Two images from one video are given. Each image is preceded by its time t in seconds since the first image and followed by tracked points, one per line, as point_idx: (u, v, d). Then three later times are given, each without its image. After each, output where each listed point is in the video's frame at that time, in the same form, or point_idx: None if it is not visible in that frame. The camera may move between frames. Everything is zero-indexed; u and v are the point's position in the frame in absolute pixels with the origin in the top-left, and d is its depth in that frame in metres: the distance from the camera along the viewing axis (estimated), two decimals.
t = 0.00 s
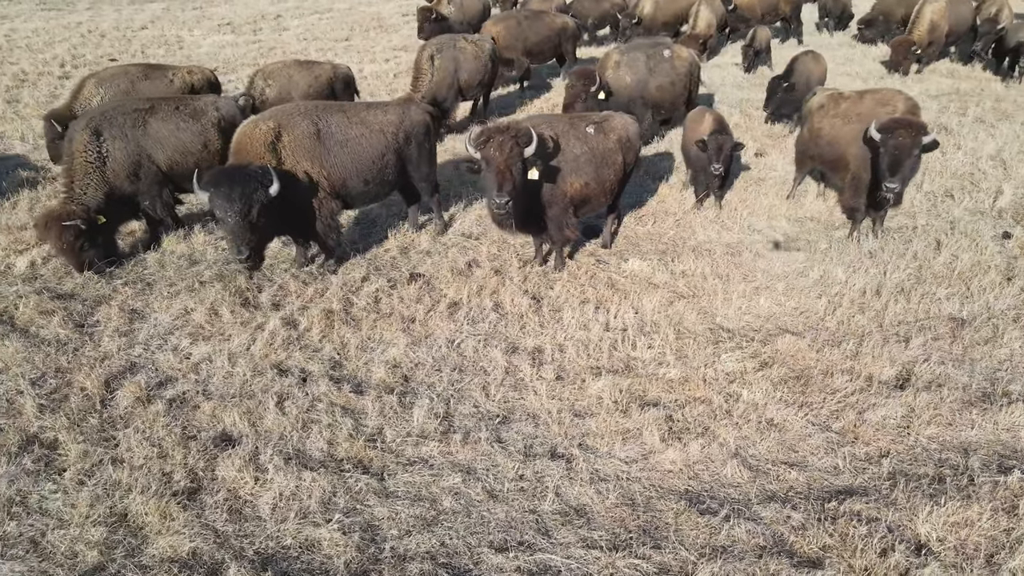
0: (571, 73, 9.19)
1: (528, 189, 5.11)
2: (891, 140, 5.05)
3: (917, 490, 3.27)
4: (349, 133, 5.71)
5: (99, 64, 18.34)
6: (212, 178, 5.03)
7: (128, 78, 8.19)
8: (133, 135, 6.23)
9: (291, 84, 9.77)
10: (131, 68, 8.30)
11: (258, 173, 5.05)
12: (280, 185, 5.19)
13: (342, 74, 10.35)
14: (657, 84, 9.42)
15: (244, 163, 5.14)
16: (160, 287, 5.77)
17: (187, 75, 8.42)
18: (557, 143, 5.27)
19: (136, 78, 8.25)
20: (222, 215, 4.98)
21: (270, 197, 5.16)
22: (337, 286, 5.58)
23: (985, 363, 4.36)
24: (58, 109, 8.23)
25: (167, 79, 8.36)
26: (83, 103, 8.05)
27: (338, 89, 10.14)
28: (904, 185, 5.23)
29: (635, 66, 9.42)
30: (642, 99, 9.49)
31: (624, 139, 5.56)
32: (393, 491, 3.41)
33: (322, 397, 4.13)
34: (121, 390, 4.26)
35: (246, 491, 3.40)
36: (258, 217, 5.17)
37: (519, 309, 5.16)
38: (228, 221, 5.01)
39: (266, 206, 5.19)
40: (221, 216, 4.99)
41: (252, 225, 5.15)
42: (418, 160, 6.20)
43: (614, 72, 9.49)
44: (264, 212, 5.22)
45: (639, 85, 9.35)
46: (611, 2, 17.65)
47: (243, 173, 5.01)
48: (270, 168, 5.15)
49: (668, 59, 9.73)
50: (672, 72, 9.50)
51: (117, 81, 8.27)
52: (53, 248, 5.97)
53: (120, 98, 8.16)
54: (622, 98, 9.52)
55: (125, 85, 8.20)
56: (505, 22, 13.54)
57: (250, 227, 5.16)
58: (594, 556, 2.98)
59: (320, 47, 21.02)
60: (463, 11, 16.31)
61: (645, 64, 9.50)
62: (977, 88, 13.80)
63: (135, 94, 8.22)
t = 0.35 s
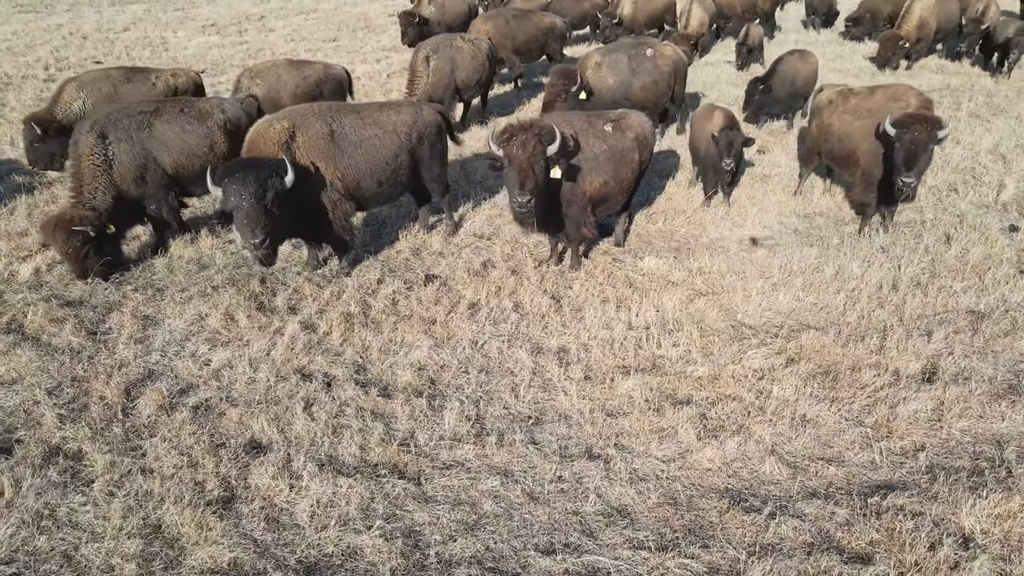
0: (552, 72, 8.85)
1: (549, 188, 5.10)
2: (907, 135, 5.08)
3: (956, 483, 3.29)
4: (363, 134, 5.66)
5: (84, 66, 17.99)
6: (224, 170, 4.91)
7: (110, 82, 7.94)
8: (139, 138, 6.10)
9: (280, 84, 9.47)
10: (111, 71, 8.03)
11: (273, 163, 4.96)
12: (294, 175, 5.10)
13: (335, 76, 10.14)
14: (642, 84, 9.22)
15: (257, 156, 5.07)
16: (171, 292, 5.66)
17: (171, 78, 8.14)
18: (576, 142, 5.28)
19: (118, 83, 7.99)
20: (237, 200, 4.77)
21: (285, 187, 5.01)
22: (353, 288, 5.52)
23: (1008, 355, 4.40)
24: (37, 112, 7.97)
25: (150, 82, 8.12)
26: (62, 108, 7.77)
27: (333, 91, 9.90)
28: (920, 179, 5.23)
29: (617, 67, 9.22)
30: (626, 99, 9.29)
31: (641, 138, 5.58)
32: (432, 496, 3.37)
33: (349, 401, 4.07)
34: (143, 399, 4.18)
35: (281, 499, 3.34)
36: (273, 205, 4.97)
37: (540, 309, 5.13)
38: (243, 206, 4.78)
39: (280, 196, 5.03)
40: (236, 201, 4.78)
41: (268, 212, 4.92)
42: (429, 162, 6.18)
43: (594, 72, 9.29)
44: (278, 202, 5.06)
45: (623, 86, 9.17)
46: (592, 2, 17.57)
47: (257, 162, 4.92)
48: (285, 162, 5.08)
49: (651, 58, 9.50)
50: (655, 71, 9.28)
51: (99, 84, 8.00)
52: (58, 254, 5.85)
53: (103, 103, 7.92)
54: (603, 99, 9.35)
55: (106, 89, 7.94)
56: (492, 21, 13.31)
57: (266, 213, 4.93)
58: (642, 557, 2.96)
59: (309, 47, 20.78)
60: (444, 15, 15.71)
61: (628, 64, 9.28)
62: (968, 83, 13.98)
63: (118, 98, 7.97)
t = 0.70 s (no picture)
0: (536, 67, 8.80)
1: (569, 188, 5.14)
2: (921, 130, 5.14)
3: (994, 474, 3.32)
4: (376, 135, 5.60)
5: (65, 69, 17.56)
6: (242, 169, 4.86)
7: (88, 85, 7.71)
8: (146, 143, 6.03)
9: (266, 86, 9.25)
10: (90, 76, 7.82)
11: (292, 161, 4.93)
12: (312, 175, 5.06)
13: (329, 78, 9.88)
14: (623, 85, 9.11)
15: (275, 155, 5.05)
16: (182, 298, 5.56)
17: (153, 82, 7.98)
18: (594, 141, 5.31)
19: (97, 86, 7.76)
20: (256, 198, 4.71)
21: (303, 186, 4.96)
22: (370, 291, 5.47)
23: None
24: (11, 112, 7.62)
25: (130, 88, 7.85)
26: (36, 111, 7.49)
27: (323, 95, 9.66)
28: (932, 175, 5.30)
29: (599, 67, 9.10)
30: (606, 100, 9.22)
31: (656, 138, 5.62)
32: (472, 500, 3.34)
33: (378, 406, 4.02)
34: (166, 408, 4.10)
35: (320, 507, 3.29)
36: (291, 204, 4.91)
37: (560, 309, 5.12)
38: (262, 204, 4.71)
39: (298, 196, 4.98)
40: (255, 200, 4.71)
41: (287, 211, 4.86)
42: (441, 163, 6.14)
43: (576, 70, 9.18)
44: (296, 202, 5.00)
45: (603, 88, 9.08)
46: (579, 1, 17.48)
47: (275, 161, 4.89)
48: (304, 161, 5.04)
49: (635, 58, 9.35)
50: (637, 74, 9.15)
51: (75, 87, 7.68)
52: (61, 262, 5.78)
53: (83, 108, 7.68)
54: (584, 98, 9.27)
55: (85, 93, 7.70)
56: (474, 20, 13.25)
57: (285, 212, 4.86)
58: (692, 557, 2.95)
59: (296, 48, 20.54)
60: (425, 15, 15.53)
61: (608, 65, 9.17)
62: (956, 79, 14.21)
63: (96, 102, 7.73)
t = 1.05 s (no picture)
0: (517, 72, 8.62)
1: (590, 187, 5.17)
2: (936, 125, 5.20)
3: None
4: (388, 135, 5.57)
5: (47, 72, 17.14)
6: (257, 171, 4.80)
7: (67, 90, 7.23)
8: (152, 146, 5.97)
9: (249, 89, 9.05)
10: (70, 80, 7.34)
11: (308, 162, 4.87)
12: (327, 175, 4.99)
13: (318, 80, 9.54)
14: (605, 87, 8.94)
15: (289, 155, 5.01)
16: (193, 303, 5.47)
17: (136, 84, 7.43)
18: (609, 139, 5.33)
19: (76, 91, 7.29)
20: (272, 201, 4.66)
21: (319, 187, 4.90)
22: (384, 292, 5.43)
23: None
24: None
25: (111, 91, 7.37)
26: (12, 117, 7.07)
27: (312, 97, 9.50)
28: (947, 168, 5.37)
29: (580, 68, 8.93)
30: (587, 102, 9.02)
31: (669, 136, 5.64)
32: (509, 503, 3.31)
33: (404, 409, 3.98)
34: (187, 416, 4.02)
35: (355, 513, 3.24)
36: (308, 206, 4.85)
37: (579, 309, 5.10)
38: (278, 206, 4.66)
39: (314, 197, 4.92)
40: (271, 202, 4.66)
41: (303, 213, 4.81)
42: (451, 163, 6.10)
43: (557, 72, 9.01)
44: (311, 202, 4.95)
45: (583, 90, 8.89)
46: None
47: (290, 163, 4.83)
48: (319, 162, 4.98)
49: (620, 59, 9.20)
50: (622, 74, 8.98)
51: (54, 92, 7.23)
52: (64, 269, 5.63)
53: (60, 114, 7.19)
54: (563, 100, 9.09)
55: (63, 98, 7.22)
56: (455, 22, 13.42)
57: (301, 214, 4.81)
58: (736, 556, 2.93)
59: (284, 48, 20.29)
60: (407, 15, 15.47)
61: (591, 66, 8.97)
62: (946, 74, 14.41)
63: (75, 107, 7.25)
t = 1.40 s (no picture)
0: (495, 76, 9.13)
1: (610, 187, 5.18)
2: (963, 122, 5.32)
3: None
4: (400, 137, 5.51)
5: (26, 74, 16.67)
6: (268, 171, 4.77)
7: (45, 100, 6.85)
8: (160, 153, 5.89)
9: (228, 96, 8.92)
10: (48, 89, 6.98)
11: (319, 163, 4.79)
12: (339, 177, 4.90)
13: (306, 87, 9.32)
14: (593, 90, 8.72)
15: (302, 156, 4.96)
16: (205, 311, 5.36)
17: (117, 92, 7.21)
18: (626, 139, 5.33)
19: (55, 100, 6.91)
20: (281, 203, 4.59)
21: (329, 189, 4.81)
22: (401, 296, 5.37)
23: None
24: None
25: (93, 98, 7.05)
26: None
27: (294, 101, 9.35)
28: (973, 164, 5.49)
29: (566, 71, 8.70)
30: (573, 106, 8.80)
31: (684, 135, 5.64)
32: (550, 509, 3.27)
33: (434, 416, 3.93)
34: (211, 427, 3.93)
35: (396, 523, 3.19)
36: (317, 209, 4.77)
37: (599, 310, 5.08)
38: (287, 208, 4.59)
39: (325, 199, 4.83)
40: (280, 204, 4.60)
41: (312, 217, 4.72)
42: (463, 165, 6.05)
43: (541, 75, 8.79)
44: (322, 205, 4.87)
45: (570, 93, 8.65)
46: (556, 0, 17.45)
47: (300, 163, 4.80)
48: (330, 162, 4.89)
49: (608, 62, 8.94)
50: (609, 78, 8.74)
51: (32, 102, 6.84)
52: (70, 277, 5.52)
53: (37, 125, 6.78)
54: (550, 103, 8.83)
55: (41, 108, 6.82)
56: (443, 22, 13.41)
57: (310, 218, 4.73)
58: (786, 557, 2.92)
59: (271, 49, 20.03)
60: (386, 18, 15.26)
61: (578, 69, 8.74)
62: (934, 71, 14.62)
63: (54, 117, 6.85)
